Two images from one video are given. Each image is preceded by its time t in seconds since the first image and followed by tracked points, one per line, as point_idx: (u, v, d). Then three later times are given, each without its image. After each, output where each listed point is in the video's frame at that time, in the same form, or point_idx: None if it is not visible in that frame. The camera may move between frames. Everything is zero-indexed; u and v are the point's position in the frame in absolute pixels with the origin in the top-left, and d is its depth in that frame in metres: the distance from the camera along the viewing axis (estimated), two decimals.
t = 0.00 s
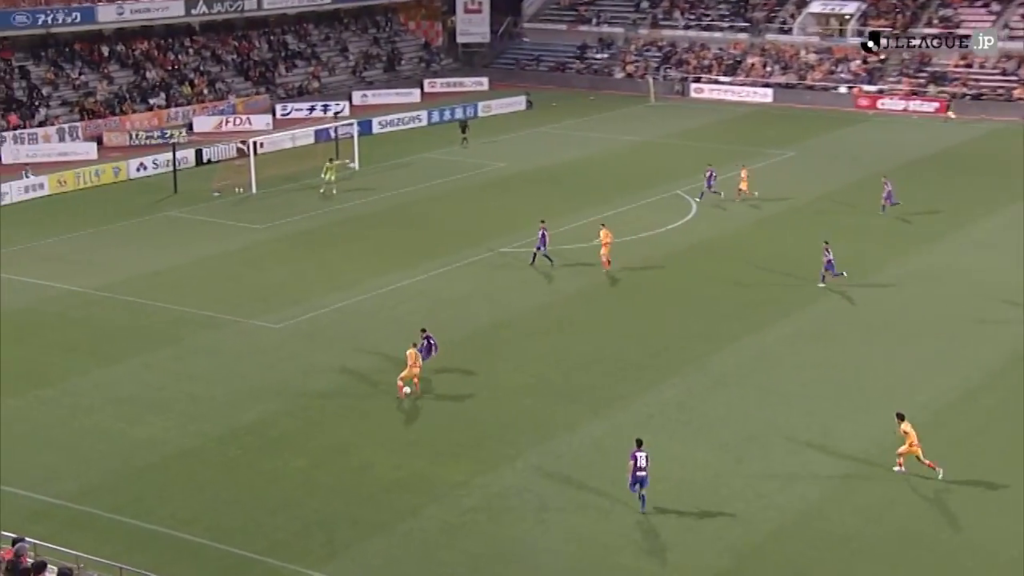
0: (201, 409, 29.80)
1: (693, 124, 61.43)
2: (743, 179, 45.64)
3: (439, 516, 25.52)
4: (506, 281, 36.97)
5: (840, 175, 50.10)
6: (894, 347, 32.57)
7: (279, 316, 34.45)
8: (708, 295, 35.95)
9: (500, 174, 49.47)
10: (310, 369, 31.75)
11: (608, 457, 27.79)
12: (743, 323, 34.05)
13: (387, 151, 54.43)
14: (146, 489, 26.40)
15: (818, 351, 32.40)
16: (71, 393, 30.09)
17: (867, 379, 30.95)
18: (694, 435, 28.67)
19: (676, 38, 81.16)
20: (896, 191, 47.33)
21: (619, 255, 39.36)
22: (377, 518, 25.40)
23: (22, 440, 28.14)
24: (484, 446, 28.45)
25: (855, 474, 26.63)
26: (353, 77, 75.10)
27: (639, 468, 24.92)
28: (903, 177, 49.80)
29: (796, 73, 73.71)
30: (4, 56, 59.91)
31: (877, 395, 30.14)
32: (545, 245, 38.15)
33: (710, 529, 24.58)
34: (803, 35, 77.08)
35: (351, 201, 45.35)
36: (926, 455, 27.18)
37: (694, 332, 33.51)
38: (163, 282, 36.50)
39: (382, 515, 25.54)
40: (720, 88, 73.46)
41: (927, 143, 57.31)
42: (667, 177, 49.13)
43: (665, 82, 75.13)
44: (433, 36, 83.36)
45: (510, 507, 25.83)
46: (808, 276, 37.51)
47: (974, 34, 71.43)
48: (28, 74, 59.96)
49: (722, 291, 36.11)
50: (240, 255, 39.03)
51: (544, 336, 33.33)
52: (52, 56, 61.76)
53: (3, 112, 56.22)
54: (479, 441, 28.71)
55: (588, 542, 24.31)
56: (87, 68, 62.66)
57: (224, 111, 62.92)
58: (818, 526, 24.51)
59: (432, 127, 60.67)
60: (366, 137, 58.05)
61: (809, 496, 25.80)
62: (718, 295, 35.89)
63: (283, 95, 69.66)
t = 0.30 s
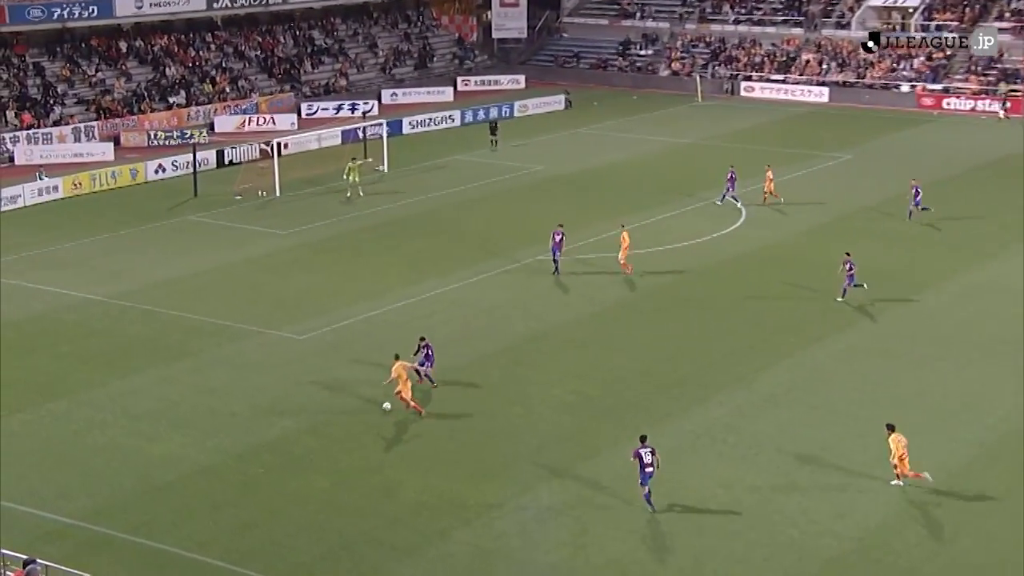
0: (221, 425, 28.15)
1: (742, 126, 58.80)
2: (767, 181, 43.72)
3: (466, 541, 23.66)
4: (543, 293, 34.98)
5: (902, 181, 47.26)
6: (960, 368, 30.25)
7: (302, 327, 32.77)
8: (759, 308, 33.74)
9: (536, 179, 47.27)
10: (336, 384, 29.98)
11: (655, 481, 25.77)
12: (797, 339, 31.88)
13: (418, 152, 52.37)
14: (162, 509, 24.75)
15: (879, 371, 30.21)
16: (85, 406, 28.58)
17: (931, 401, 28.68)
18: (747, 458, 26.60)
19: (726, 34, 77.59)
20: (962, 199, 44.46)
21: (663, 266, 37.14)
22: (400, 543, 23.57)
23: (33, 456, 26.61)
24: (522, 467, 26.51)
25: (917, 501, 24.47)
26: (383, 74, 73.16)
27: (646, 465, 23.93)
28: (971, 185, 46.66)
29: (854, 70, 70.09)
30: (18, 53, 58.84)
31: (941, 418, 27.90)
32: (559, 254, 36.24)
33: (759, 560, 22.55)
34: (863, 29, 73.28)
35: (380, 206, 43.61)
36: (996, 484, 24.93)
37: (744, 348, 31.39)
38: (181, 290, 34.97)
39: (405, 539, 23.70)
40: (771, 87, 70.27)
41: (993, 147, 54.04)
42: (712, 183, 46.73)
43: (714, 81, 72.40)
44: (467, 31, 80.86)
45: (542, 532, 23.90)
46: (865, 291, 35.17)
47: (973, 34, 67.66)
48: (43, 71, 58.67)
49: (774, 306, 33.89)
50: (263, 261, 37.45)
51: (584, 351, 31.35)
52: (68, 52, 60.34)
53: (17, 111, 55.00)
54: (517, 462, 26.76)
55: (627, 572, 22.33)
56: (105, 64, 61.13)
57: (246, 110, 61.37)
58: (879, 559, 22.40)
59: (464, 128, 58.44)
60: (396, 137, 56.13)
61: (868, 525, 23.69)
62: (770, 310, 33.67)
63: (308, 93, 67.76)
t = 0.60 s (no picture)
0: (233, 438, 26.84)
1: (780, 126, 57.05)
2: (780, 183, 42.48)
3: (490, 562, 22.21)
4: (569, 301, 33.48)
5: (950, 183, 45.41)
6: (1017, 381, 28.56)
7: (318, 335, 31.41)
8: (796, 318, 32.11)
9: (561, 182, 45.65)
10: (353, 396, 28.60)
11: (690, 498, 24.26)
12: (837, 351, 30.27)
13: (442, 152, 51.00)
14: (170, 526, 23.44)
15: (926, 385, 28.55)
16: (92, 417, 27.30)
17: (984, 417, 27.05)
18: (788, 476, 25.03)
19: (765, 27, 75.48)
20: (1013, 203, 42.56)
21: (694, 273, 35.51)
22: (421, 564, 22.14)
23: (35, 469, 25.36)
24: (548, 484, 25.04)
25: (974, 524, 22.84)
26: (403, 70, 71.31)
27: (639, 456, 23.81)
28: None
29: (901, 67, 67.94)
30: (24, 48, 57.39)
31: (996, 435, 26.24)
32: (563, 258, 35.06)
33: None
34: (910, 23, 71.00)
35: (399, 208, 42.23)
36: None
37: (781, 360, 29.81)
38: (191, 296, 33.72)
39: (426, 560, 22.27)
40: (813, 84, 68.26)
41: None
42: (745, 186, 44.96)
43: (752, 78, 70.68)
44: (492, 25, 79.80)
45: (572, 552, 22.41)
46: (913, 299, 33.52)
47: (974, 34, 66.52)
48: (49, 66, 57.05)
49: (813, 317, 32.26)
50: (276, 266, 36.14)
51: (613, 361, 29.85)
52: (75, 47, 58.35)
53: (22, 108, 53.52)
54: (543, 478, 25.28)
55: None
56: (113, 60, 59.20)
57: (260, 108, 60.00)
58: None
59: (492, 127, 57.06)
60: (417, 136, 54.69)
61: (921, 549, 22.08)
62: (807, 320, 32.06)
63: (325, 90, 65.75)
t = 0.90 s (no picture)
0: (255, 451, 25.78)
1: (825, 128, 55.24)
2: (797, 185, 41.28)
3: None
4: (603, 311, 32.20)
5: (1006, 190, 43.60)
6: None
7: (346, 345, 30.24)
8: (842, 332, 30.69)
9: (595, 186, 44.20)
10: (380, 408, 27.48)
11: (736, 518, 22.98)
12: (886, 366, 28.87)
13: (473, 155, 49.78)
14: (190, 542, 22.37)
15: (982, 402, 27.10)
16: (111, 428, 26.29)
17: None
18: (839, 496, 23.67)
19: (811, 25, 72.35)
20: None
21: (735, 283, 34.11)
22: None
23: (51, 483, 24.36)
24: (584, 501, 23.82)
25: None
26: (433, 70, 68.51)
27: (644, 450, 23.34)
28: None
29: (957, 65, 65.41)
30: (42, 45, 55.81)
31: None
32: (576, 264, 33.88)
33: None
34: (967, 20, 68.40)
35: (428, 213, 41.07)
36: None
37: (829, 374, 28.45)
38: (211, 303, 32.72)
39: None
40: (862, 85, 65.92)
41: None
42: (787, 194, 43.36)
43: (799, 77, 67.81)
44: (525, 22, 76.20)
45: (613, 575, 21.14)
46: (971, 312, 31.95)
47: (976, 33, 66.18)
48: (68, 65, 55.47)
49: (859, 330, 30.82)
50: (301, 273, 35.07)
51: (650, 374, 28.57)
52: (94, 45, 56.83)
53: (39, 109, 51.74)
54: (580, 495, 24.05)
55: None
56: (132, 59, 57.47)
57: (284, 109, 58.62)
58: None
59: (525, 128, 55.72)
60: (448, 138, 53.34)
61: None
62: (856, 333, 30.62)
63: (352, 90, 63.28)
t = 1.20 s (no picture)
0: (286, 463, 24.89)
1: (876, 131, 53.52)
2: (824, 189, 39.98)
3: None
4: (645, 321, 31.06)
5: None
6: None
7: (378, 353, 29.35)
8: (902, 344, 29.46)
9: (635, 191, 43.00)
10: (413, 419, 26.48)
11: (787, 538, 21.79)
12: (942, 381, 27.56)
13: (509, 157, 48.75)
14: (216, 557, 21.48)
15: None
16: (137, 437, 25.51)
17: None
18: (896, 516, 22.43)
19: (867, 22, 70.12)
20: None
21: (782, 292, 32.85)
22: None
23: (74, 494, 23.56)
24: (627, 518, 22.71)
25: None
26: (471, 69, 66.73)
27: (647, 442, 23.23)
28: None
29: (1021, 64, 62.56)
30: (69, 44, 54.60)
31: None
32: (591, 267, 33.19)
33: None
34: None
35: (465, 217, 40.13)
36: None
37: (883, 388, 27.21)
38: (240, 310, 31.90)
39: None
40: (920, 85, 63.05)
41: None
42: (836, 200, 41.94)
43: (852, 77, 65.20)
44: (567, 19, 75.05)
45: None
46: None
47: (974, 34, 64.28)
48: (96, 64, 54.19)
49: (918, 342, 29.54)
50: (335, 279, 34.22)
51: (694, 386, 27.44)
52: (123, 43, 55.66)
53: (67, 109, 50.22)
54: (622, 512, 22.95)
55: None
56: (162, 58, 56.24)
57: (318, 109, 57.03)
58: None
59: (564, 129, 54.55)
60: (485, 139, 52.44)
61: None
62: (909, 346, 29.33)
63: (387, 90, 61.75)
